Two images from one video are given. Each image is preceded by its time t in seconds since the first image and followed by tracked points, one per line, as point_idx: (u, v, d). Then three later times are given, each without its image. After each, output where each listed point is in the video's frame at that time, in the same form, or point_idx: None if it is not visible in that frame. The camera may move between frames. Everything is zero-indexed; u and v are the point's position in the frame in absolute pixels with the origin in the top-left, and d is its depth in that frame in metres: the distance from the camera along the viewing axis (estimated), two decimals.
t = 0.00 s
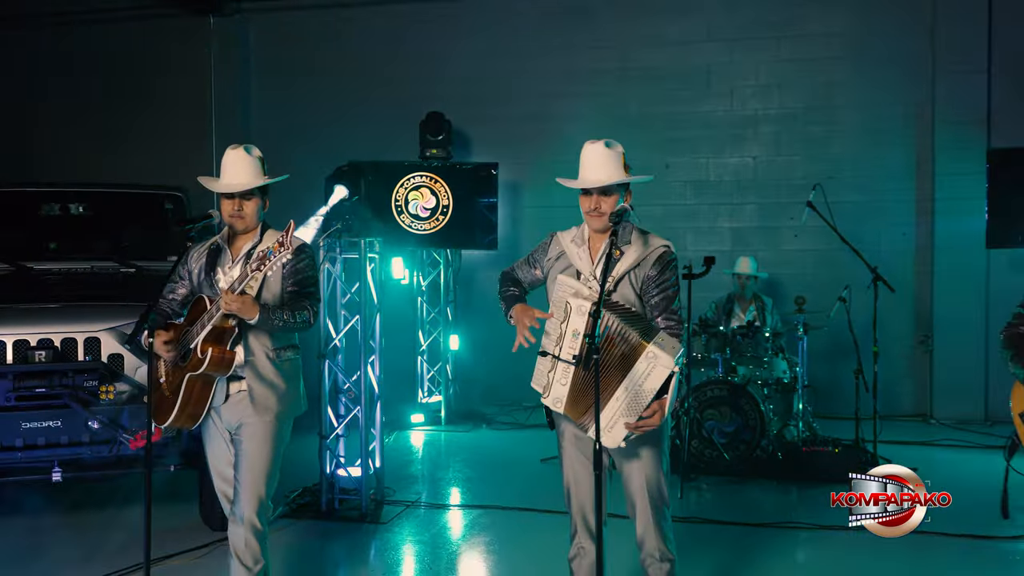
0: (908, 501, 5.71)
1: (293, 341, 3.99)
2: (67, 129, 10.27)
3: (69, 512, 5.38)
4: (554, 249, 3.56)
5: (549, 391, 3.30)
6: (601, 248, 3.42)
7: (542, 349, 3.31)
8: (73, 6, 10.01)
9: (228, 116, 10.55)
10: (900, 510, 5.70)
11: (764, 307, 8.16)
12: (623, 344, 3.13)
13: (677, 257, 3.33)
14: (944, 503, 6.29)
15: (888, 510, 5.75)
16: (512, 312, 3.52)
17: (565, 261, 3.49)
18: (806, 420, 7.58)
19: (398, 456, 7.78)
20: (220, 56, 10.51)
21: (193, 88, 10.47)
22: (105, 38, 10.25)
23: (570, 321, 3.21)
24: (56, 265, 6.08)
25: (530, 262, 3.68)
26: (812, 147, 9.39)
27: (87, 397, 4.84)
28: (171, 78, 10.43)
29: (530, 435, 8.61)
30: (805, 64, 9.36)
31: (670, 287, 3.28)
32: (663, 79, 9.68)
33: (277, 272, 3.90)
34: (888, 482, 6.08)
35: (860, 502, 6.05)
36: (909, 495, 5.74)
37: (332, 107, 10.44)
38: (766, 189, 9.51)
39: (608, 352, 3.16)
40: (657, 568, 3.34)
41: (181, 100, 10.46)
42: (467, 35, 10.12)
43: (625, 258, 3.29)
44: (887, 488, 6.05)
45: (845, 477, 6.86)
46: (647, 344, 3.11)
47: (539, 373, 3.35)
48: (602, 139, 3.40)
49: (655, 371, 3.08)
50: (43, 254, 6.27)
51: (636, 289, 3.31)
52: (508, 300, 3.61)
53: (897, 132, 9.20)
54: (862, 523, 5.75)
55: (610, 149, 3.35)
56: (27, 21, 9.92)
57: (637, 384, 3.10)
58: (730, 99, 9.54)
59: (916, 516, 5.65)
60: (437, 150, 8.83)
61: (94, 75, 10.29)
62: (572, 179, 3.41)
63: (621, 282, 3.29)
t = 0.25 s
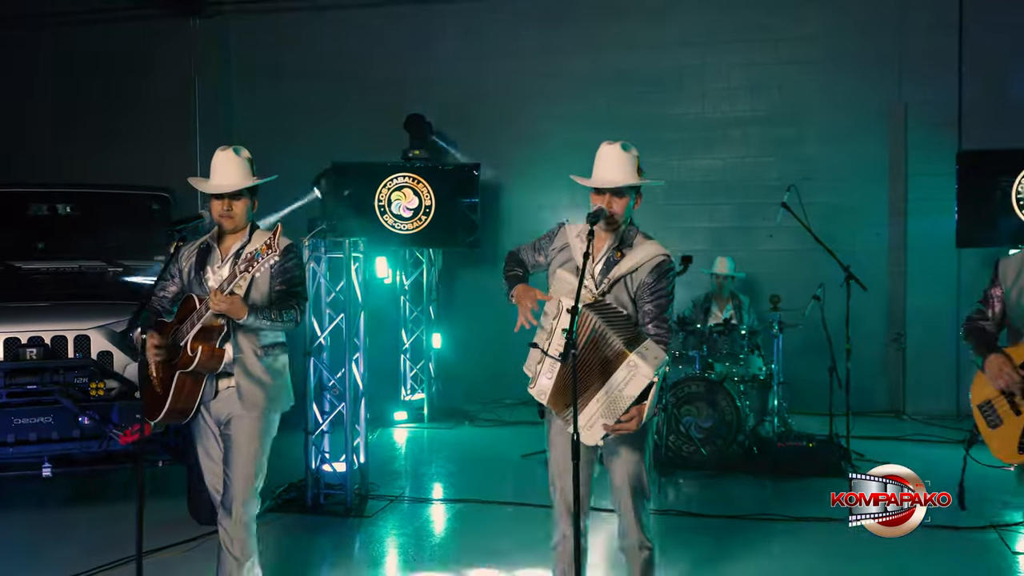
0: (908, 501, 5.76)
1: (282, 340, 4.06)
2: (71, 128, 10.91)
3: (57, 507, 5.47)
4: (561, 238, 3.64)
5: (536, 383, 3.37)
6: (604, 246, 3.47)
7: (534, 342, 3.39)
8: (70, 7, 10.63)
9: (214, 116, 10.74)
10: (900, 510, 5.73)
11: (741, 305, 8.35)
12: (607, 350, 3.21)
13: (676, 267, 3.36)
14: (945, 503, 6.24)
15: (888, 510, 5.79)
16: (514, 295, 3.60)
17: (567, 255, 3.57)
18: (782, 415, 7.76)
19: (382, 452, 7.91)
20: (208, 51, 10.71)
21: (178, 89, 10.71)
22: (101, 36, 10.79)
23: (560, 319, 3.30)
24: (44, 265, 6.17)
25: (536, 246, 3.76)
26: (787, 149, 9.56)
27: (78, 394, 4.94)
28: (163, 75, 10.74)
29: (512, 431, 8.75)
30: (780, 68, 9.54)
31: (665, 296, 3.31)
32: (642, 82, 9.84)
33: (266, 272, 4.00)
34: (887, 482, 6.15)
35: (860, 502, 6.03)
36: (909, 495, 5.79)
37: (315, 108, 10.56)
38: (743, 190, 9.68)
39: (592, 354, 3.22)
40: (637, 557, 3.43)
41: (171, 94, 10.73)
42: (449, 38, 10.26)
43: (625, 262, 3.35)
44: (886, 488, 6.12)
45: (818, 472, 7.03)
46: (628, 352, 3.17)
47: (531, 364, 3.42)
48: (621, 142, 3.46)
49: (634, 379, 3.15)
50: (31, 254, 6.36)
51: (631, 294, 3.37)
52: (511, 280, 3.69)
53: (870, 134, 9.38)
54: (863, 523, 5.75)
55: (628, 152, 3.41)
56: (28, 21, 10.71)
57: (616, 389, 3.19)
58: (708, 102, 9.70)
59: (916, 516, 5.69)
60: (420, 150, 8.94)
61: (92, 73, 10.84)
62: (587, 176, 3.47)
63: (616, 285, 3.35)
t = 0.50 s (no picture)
0: (907, 501, 5.68)
1: (272, 339, 4.19)
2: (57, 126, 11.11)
3: (49, 505, 5.57)
4: (562, 236, 3.71)
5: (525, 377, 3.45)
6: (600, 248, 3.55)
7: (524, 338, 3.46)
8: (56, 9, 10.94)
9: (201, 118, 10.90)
10: (900, 510, 5.68)
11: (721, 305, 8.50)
12: (594, 356, 3.31)
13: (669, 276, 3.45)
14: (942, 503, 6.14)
15: (888, 510, 5.74)
16: (512, 286, 3.68)
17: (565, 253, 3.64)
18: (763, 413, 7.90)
19: (369, 450, 8.02)
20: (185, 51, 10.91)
21: (165, 92, 10.98)
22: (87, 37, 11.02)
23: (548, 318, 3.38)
24: (35, 265, 6.26)
25: (540, 240, 3.87)
26: (768, 151, 9.71)
27: (71, 391, 5.02)
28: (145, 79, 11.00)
29: (496, 430, 8.87)
30: (761, 71, 9.69)
31: (656, 305, 3.42)
32: (625, 84, 9.97)
33: (257, 274, 4.10)
34: (886, 481, 6.22)
35: (861, 502, 5.99)
36: (908, 495, 5.69)
37: (302, 109, 10.65)
38: (725, 191, 9.82)
39: (579, 357, 3.33)
40: (621, 546, 3.60)
41: (155, 96, 11.01)
42: (434, 40, 10.37)
43: (619, 267, 3.43)
44: (885, 487, 6.15)
45: (797, 467, 7.18)
46: (614, 361, 3.28)
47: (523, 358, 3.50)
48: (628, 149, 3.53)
49: (618, 387, 3.26)
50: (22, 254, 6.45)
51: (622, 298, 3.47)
52: (511, 268, 3.81)
53: (849, 136, 9.54)
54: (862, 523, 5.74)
55: (633, 160, 3.48)
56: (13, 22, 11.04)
57: (601, 395, 3.30)
58: (690, 104, 9.85)
59: (916, 517, 5.63)
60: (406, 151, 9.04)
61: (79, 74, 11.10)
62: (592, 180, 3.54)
63: (609, 289, 3.44)
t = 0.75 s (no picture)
0: (908, 501, 5.36)
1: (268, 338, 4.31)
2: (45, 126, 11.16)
3: (44, 502, 5.67)
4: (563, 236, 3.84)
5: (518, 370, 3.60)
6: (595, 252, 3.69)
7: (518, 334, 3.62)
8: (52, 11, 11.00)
9: (188, 119, 10.98)
10: (900, 510, 5.42)
11: (703, 304, 8.66)
12: (582, 359, 3.43)
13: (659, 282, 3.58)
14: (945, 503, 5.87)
15: (888, 510, 5.48)
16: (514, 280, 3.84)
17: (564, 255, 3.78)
18: (743, 410, 8.07)
19: (357, 447, 8.15)
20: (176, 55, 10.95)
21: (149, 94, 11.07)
22: (82, 39, 11.06)
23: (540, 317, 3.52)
24: (29, 265, 6.36)
25: (542, 234, 3.97)
26: (749, 154, 9.88)
27: (66, 389, 5.15)
28: (135, 82, 11.04)
29: (482, 428, 9.01)
30: (742, 74, 9.86)
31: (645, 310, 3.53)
32: (610, 87, 10.12)
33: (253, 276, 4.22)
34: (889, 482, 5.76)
35: (860, 502, 5.92)
36: (909, 495, 5.36)
37: (290, 111, 10.76)
38: (707, 193, 9.99)
39: (567, 360, 3.45)
40: (609, 538, 3.75)
41: (144, 97, 11.02)
42: (420, 43, 10.50)
43: (612, 271, 3.57)
44: (889, 488, 5.74)
45: (777, 463, 7.36)
46: (601, 366, 3.40)
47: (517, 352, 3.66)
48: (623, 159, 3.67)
49: (605, 392, 3.39)
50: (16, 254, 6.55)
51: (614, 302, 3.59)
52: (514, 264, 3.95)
53: (828, 139, 9.73)
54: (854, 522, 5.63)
55: (626, 171, 3.62)
56: None
57: (589, 398, 3.42)
58: (673, 107, 10.01)
59: (916, 516, 5.40)
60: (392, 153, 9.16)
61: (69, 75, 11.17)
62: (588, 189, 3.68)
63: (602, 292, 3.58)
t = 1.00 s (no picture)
0: (908, 503, 5.41)
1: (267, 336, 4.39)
2: (38, 127, 11.19)
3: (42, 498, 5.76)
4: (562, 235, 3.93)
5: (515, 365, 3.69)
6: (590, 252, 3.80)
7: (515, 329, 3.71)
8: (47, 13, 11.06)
9: (179, 120, 11.06)
10: (900, 510, 5.47)
11: (690, 304, 8.80)
12: (573, 357, 3.59)
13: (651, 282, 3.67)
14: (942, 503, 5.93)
15: (888, 510, 5.53)
16: (514, 275, 3.94)
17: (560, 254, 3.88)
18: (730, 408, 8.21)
19: (348, 445, 8.26)
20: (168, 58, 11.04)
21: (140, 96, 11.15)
22: (74, 40, 11.15)
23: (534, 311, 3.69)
24: (25, 265, 6.44)
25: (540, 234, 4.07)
26: (734, 156, 10.04)
27: (66, 387, 5.25)
28: (126, 84, 11.09)
29: (472, 426, 9.13)
30: (728, 77, 10.00)
31: (637, 310, 3.64)
32: (596, 90, 10.27)
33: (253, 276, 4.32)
34: (887, 482, 5.86)
35: (860, 502, 5.96)
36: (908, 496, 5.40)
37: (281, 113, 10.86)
38: (693, 194, 10.13)
39: (558, 356, 3.61)
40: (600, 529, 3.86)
41: (134, 98, 11.07)
42: (410, 47, 10.61)
43: (603, 271, 3.67)
44: (886, 488, 5.82)
45: (762, 459, 7.50)
46: (592, 364, 3.55)
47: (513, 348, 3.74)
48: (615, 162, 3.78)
49: (596, 388, 3.53)
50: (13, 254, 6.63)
51: (607, 302, 3.70)
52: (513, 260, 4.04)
53: (812, 141, 9.89)
54: (861, 522, 5.76)
55: (618, 174, 3.73)
56: None
57: (581, 395, 3.57)
58: (659, 110, 10.15)
59: (916, 517, 5.45)
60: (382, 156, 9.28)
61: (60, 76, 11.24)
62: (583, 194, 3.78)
63: (593, 292, 3.69)
